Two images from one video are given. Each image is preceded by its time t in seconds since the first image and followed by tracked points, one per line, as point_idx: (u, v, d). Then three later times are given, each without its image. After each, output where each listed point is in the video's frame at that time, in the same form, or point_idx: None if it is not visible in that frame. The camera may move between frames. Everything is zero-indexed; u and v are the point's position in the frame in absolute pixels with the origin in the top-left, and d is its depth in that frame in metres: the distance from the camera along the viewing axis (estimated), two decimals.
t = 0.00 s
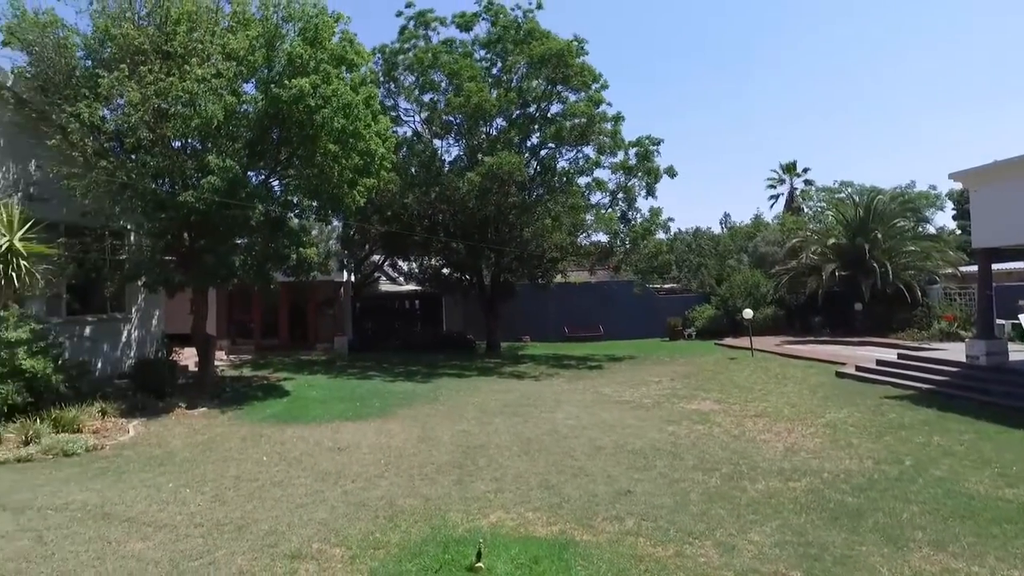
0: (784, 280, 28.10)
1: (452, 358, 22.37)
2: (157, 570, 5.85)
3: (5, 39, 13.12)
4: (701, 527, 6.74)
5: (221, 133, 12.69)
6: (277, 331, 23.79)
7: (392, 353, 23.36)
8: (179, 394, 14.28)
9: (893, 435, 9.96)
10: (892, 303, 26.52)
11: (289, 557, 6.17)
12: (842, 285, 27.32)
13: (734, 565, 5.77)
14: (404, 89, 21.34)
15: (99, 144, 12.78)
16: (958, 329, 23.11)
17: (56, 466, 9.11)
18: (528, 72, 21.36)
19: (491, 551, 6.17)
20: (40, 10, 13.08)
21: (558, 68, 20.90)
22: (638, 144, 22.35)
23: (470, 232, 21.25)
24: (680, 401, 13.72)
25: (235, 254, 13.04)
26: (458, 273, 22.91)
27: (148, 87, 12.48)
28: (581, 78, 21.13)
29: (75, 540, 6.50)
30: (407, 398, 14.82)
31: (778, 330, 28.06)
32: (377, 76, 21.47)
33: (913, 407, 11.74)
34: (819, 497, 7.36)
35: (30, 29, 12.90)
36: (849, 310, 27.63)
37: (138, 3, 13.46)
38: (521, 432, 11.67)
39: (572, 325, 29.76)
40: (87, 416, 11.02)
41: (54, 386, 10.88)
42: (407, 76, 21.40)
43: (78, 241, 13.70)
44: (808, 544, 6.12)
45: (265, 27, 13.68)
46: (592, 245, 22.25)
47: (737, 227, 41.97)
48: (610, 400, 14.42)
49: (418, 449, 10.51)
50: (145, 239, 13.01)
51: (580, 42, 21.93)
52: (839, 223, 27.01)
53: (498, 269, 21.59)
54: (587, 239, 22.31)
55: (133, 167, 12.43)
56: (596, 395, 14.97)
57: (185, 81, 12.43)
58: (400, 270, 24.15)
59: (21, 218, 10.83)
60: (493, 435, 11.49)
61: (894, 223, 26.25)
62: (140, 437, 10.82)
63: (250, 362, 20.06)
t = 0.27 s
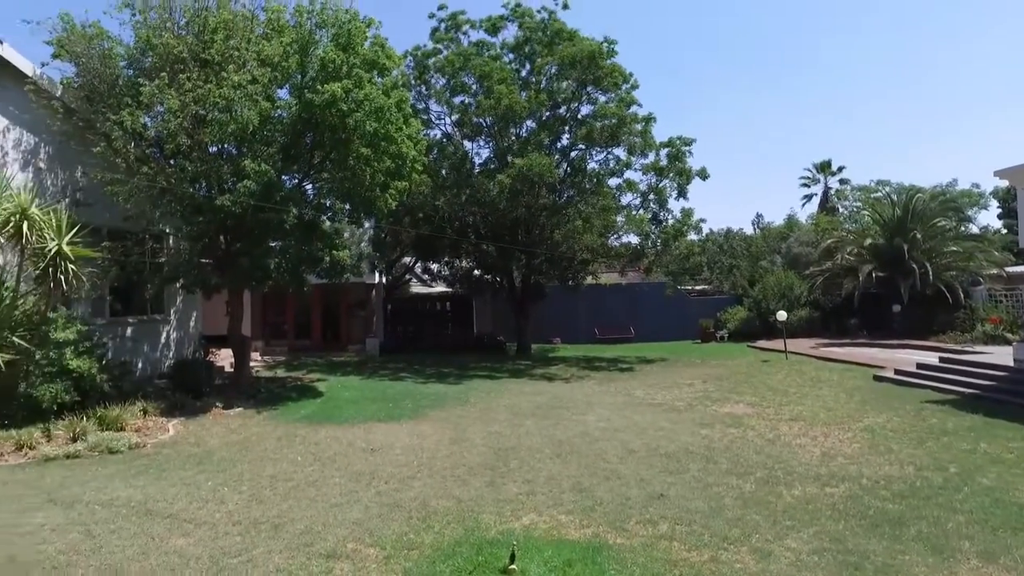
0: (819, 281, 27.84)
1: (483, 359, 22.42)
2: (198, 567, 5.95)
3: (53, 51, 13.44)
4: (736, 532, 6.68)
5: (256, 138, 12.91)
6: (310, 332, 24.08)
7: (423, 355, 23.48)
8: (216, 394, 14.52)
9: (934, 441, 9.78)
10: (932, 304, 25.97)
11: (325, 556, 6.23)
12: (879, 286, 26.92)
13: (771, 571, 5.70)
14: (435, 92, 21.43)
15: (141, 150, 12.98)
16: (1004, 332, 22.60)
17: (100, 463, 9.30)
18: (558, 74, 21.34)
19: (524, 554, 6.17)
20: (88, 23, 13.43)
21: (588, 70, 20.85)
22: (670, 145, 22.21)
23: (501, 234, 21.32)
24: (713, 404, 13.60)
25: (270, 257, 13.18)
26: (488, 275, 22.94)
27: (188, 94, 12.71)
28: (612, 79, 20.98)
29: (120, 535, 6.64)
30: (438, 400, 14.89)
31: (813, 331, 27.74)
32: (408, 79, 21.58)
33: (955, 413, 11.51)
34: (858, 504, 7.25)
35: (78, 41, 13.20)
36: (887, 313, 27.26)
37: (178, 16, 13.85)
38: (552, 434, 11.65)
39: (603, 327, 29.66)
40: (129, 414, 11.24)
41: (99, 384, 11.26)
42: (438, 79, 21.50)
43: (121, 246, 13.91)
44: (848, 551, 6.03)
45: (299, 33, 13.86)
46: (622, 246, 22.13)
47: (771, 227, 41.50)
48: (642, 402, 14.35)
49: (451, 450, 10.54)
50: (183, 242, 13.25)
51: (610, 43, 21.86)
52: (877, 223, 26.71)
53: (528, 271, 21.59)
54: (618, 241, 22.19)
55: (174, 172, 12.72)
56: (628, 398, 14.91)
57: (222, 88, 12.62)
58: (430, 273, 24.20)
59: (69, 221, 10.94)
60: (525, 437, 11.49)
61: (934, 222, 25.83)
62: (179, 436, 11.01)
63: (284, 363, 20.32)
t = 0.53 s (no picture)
0: (857, 282, 27.35)
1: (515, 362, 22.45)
2: (239, 564, 6.04)
3: (101, 64, 13.84)
4: (775, 538, 6.60)
5: (292, 143, 13.14)
6: (344, 334, 24.32)
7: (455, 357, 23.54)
8: (253, 395, 14.75)
9: (981, 448, 9.57)
10: (978, 306, 25.70)
11: (361, 556, 6.28)
12: (921, 288, 26.49)
13: None
14: (467, 95, 21.51)
15: (181, 156, 13.29)
16: None
17: (144, 461, 9.49)
18: (589, 75, 21.33)
19: (560, 557, 6.15)
20: (133, 36, 13.86)
21: (620, 70, 20.78)
22: (703, 146, 22.04)
23: (534, 237, 21.39)
24: (749, 408, 13.46)
25: (306, 260, 13.37)
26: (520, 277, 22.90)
27: (226, 101, 13.01)
28: (644, 80, 20.92)
29: (165, 531, 6.77)
30: (472, 402, 14.93)
31: (851, 334, 27.23)
32: (440, 82, 21.67)
33: (1001, 419, 11.25)
34: (902, 513, 7.12)
35: (124, 53, 13.69)
36: (928, 315, 26.74)
37: (217, 27, 14.17)
38: (586, 437, 11.62)
39: (636, 329, 29.50)
40: (171, 414, 11.44)
41: (143, 384, 11.58)
42: (470, 82, 21.57)
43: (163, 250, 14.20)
44: (892, 561, 5.92)
45: (333, 40, 13.78)
46: (655, 248, 22.00)
47: (807, 228, 40.96)
48: (676, 406, 14.24)
49: (484, 453, 10.56)
50: (221, 246, 13.53)
51: (642, 44, 21.73)
52: (918, 222, 26.24)
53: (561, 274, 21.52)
54: (651, 243, 22.08)
55: (212, 178, 13.04)
56: (662, 401, 14.81)
57: (259, 95, 12.81)
58: (462, 275, 24.25)
59: (115, 227, 11.16)
60: (558, 439, 11.47)
61: (980, 222, 25.28)
62: (219, 436, 11.19)
63: (318, 364, 20.54)
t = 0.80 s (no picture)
0: (896, 283, 27.20)
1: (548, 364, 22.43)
2: (276, 562, 6.09)
3: (142, 73, 14.10)
4: (815, 545, 6.49)
5: (325, 146, 13.32)
6: (377, 336, 24.51)
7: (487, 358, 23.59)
8: (289, 396, 14.90)
9: None
10: None
11: (396, 556, 6.31)
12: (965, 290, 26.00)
13: None
14: (497, 98, 21.55)
15: (218, 162, 13.42)
16: None
17: (184, 459, 9.65)
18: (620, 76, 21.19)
19: (594, 560, 6.12)
20: (173, 45, 14.09)
21: (651, 70, 20.62)
22: (736, 145, 21.81)
23: (565, 238, 21.40)
24: (785, 412, 13.27)
25: (340, 263, 13.46)
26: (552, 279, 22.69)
27: (261, 107, 13.09)
28: (675, 80, 20.79)
29: (205, 528, 6.87)
30: (504, 404, 14.94)
31: (889, 337, 26.76)
32: (471, 86, 21.67)
33: None
34: (947, 522, 6.96)
35: (166, 62, 13.93)
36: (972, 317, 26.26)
37: (253, 34, 14.31)
38: (619, 440, 11.55)
39: (668, 331, 29.29)
40: (210, 414, 11.61)
41: (183, 384, 11.83)
42: (500, 85, 21.58)
43: (202, 253, 14.45)
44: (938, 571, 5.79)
45: (366, 45, 14.13)
46: (688, 250, 21.83)
47: (844, 228, 40.36)
48: (710, 409, 14.10)
49: (517, 455, 10.55)
50: (257, 249, 13.72)
51: (673, 44, 21.56)
52: (962, 222, 25.58)
53: (593, 275, 21.48)
54: (683, 244, 21.93)
55: (249, 183, 13.10)
56: (696, 404, 14.67)
57: (294, 100, 12.96)
58: (495, 277, 24.31)
59: (157, 230, 11.31)
60: (591, 442, 11.42)
61: None
62: (256, 436, 11.34)
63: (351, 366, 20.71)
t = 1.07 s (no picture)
0: (943, 284, 26.63)
1: (584, 366, 22.39)
2: (316, 560, 6.17)
3: (187, 82, 14.48)
4: (860, 554, 6.38)
5: (363, 151, 13.43)
6: (413, 338, 24.69)
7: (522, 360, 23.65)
8: (326, 397, 15.08)
9: None
10: None
11: (434, 557, 6.34)
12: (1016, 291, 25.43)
13: None
14: (531, 100, 21.57)
15: (259, 167, 13.69)
16: None
17: (226, 458, 9.82)
18: (656, 76, 21.03)
19: (633, 565, 6.08)
20: (215, 53, 14.43)
21: (685, 70, 20.43)
22: (775, 144, 21.52)
23: (600, 240, 21.17)
24: (827, 416, 13.05)
25: (377, 266, 13.60)
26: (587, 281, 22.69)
27: (300, 113, 13.34)
28: (710, 78, 20.60)
29: (247, 526, 6.99)
30: (540, 406, 14.93)
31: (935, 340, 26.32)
32: (505, 88, 21.69)
33: None
34: (1000, 534, 6.79)
35: (208, 70, 14.26)
36: None
37: (293, 43, 14.62)
38: (656, 444, 11.48)
39: (705, 334, 29.03)
40: (252, 414, 11.81)
41: (225, 385, 12.10)
42: (534, 88, 21.58)
43: (242, 256, 14.66)
44: None
45: (400, 50, 14.00)
46: (725, 250, 21.62)
47: (887, 228, 39.58)
48: (749, 412, 13.94)
49: (553, 457, 10.54)
50: (296, 252, 13.94)
51: (707, 42, 21.40)
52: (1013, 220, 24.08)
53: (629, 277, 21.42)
54: (720, 244, 21.69)
55: (287, 187, 13.37)
56: (735, 408, 14.51)
57: (332, 106, 13.19)
58: (530, 279, 24.35)
59: (200, 235, 11.58)
60: (628, 445, 11.36)
61: None
62: (296, 436, 11.50)
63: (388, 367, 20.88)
